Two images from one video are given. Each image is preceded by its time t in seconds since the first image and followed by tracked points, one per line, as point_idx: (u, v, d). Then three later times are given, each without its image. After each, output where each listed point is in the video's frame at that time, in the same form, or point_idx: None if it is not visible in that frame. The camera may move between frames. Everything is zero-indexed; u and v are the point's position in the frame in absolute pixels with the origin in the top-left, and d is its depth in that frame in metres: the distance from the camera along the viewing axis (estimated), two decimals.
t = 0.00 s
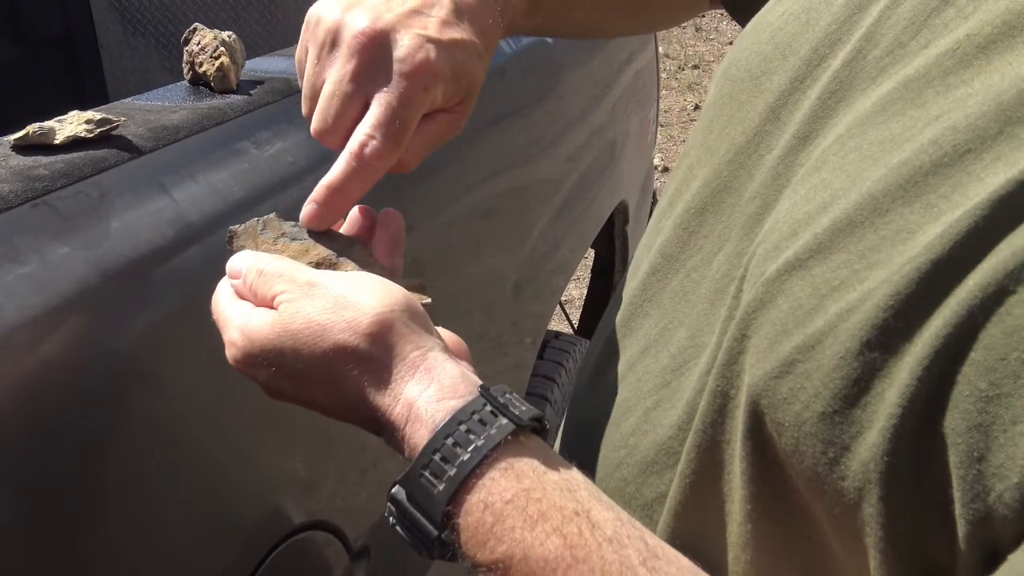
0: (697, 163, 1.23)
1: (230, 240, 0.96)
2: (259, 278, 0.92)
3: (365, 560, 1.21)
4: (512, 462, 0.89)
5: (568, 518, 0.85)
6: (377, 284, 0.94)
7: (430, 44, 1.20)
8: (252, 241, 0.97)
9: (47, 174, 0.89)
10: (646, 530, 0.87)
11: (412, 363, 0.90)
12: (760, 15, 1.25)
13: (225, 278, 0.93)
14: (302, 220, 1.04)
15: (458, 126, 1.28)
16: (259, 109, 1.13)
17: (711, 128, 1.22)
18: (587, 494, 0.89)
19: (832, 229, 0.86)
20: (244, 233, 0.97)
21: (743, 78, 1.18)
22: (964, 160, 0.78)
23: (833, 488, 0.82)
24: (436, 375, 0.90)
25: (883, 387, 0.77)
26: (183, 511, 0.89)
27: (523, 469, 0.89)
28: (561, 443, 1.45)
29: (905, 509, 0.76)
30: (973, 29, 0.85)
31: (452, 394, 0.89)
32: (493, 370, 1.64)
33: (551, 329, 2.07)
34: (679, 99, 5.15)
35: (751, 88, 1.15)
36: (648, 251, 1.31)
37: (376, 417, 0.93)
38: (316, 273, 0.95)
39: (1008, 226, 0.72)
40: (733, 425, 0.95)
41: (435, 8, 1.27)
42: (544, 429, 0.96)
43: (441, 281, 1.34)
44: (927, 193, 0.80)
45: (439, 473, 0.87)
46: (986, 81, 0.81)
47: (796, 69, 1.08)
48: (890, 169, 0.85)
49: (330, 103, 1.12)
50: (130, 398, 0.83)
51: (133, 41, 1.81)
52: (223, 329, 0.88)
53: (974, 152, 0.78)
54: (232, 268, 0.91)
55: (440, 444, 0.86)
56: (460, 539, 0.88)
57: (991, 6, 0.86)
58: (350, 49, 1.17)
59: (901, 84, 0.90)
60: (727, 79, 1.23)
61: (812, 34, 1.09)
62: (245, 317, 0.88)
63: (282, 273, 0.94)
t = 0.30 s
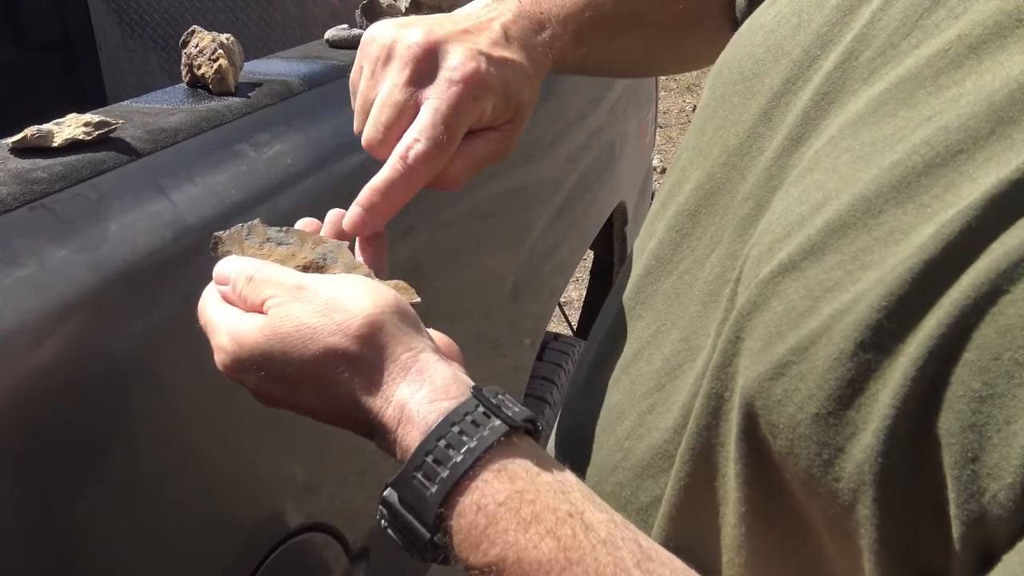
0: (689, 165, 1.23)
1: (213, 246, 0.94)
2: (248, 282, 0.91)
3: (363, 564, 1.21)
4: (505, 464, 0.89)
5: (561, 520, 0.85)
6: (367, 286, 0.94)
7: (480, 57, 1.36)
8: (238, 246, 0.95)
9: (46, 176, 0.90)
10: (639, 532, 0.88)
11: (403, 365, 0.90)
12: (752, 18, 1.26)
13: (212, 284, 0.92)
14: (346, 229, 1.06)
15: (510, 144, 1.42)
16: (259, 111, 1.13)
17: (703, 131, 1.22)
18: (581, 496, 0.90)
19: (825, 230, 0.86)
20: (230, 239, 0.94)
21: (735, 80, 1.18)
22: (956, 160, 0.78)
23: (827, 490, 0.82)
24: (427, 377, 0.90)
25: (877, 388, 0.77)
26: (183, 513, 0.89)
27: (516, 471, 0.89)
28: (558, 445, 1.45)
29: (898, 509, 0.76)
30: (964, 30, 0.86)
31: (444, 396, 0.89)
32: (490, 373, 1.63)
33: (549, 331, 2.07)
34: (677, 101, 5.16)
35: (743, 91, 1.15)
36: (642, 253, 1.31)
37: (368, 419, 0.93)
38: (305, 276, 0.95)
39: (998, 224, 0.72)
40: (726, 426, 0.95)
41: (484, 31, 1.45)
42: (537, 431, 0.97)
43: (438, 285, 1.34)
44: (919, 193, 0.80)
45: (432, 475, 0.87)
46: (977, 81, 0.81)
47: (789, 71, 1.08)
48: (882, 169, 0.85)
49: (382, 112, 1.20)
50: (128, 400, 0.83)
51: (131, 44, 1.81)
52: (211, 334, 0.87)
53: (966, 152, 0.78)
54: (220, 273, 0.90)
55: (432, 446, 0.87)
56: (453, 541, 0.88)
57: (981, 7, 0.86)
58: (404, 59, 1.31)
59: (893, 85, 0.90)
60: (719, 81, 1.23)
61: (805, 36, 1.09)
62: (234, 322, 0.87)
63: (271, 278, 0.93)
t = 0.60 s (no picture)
0: (694, 163, 1.23)
1: (222, 243, 0.95)
2: (256, 275, 0.92)
3: (362, 564, 1.20)
4: (500, 454, 0.89)
5: (556, 511, 0.85)
6: (366, 279, 0.95)
7: (451, 72, 1.31)
8: (245, 243, 0.96)
9: (43, 177, 0.89)
10: (632, 523, 0.89)
11: (402, 356, 0.90)
12: (757, 19, 1.26)
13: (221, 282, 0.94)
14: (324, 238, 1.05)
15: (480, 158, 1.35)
16: (257, 111, 1.13)
17: (708, 130, 1.22)
18: (575, 488, 0.90)
19: (821, 224, 0.86)
20: (238, 236, 0.96)
21: (739, 80, 1.18)
22: (950, 154, 0.78)
23: (819, 482, 0.82)
24: (425, 367, 0.91)
25: (868, 379, 0.77)
26: (182, 512, 0.89)
27: (512, 461, 0.89)
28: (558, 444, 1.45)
29: (890, 501, 0.76)
30: (962, 27, 0.86)
31: (442, 387, 0.90)
32: (490, 373, 1.63)
33: (549, 331, 2.07)
34: (677, 102, 5.17)
35: (747, 90, 1.15)
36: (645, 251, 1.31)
37: (367, 412, 0.93)
38: (309, 270, 0.96)
39: (988, 215, 0.72)
40: (721, 420, 0.95)
41: (457, 42, 1.41)
42: (534, 424, 0.97)
43: (437, 284, 1.33)
44: (913, 187, 0.80)
45: (428, 464, 0.87)
46: (972, 77, 0.81)
47: (790, 71, 1.08)
48: (879, 163, 0.84)
49: (351, 124, 1.14)
50: (127, 398, 0.83)
51: (130, 45, 1.80)
52: (216, 326, 0.87)
53: (960, 146, 0.78)
54: (225, 269, 0.92)
55: (429, 435, 0.86)
56: (447, 529, 0.88)
57: (979, 5, 0.86)
58: (374, 71, 1.26)
59: (892, 82, 0.90)
60: (724, 80, 1.22)
61: (807, 36, 1.10)
62: (237, 316, 0.87)
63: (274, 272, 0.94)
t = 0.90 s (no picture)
0: (694, 167, 1.23)
1: (217, 246, 0.95)
2: (253, 277, 0.92)
3: (362, 566, 1.21)
4: (498, 455, 0.89)
5: (554, 511, 0.86)
6: (364, 280, 0.95)
7: (474, 87, 1.34)
8: (241, 246, 0.96)
9: (42, 180, 0.90)
10: (629, 523, 0.89)
11: (398, 356, 0.91)
12: (759, 23, 1.26)
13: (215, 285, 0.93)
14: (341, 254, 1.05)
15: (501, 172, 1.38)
16: (256, 114, 1.13)
17: (708, 134, 1.22)
18: (573, 488, 0.90)
19: (822, 226, 0.86)
20: (233, 238, 0.96)
21: (741, 84, 1.18)
22: (949, 157, 0.79)
23: (819, 482, 0.82)
24: (422, 368, 0.91)
25: (868, 379, 0.77)
26: (182, 512, 0.90)
27: (509, 461, 0.89)
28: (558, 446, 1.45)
29: (890, 501, 0.76)
30: (961, 32, 0.86)
31: (439, 387, 0.90)
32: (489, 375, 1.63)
33: (548, 333, 2.08)
34: (676, 104, 5.18)
35: (749, 93, 1.15)
36: (647, 253, 1.31)
37: (365, 412, 0.93)
38: (304, 271, 0.96)
39: (987, 217, 0.72)
40: (721, 421, 0.95)
41: (480, 58, 1.43)
42: (532, 425, 0.97)
43: (436, 286, 1.34)
44: (913, 189, 0.81)
45: (426, 464, 0.87)
46: (971, 82, 0.82)
47: (791, 74, 1.09)
48: (878, 166, 0.85)
49: (374, 138, 1.17)
50: (127, 399, 0.83)
51: (129, 46, 1.80)
52: (212, 329, 0.87)
53: (959, 149, 0.78)
54: (222, 271, 0.91)
55: (426, 435, 0.86)
56: (446, 530, 0.88)
57: (977, 11, 0.87)
58: (398, 87, 1.28)
59: (891, 86, 0.91)
60: (725, 85, 1.22)
61: (808, 40, 1.10)
62: (234, 317, 0.87)
63: (271, 273, 0.95)
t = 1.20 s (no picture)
0: (694, 168, 1.23)
1: (219, 251, 0.95)
2: (258, 279, 0.92)
3: (361, 568, 1.21)
4: (502, 452, 0.89)
5: (557, 508, 0.85)
6: (367, 280, 0.95)
7: (506, 101, 1.31)
8: (243, 250, 0.96)
9: (41, 183, 0.90)
10: (633, 522, 0.89)
11: (403, 354, 0.90)
12: (760, 24, 1.26)
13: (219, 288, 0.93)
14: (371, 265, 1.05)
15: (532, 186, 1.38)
16: (254, 116, 1.13)
17: (709, 134, 1.22)
18: (577, 486, 0.90)
19: (822, 225, 0.87)
20: (235, 243, 0.96)
21: (740, 85, 1.18)
22: (950, 155, 0.79)
23: (820, 480, 0.82)
24: (426, 366, 0.90)
25: (869, 377, 0.77)
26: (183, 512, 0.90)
27: (513, 459, 0.89)
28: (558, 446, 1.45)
29: (891, 499, 0.76)
30: (960, 31, 0.87)
31: (444, 384, 0.90)
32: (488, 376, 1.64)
33: (547, 335, 2.08)
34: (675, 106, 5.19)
35: (750, 93, 1.16)
36: (647, 253, 1.31)
37: (367, 411, 0.93)
38: (308, 272, 0.95)
39: (990, 215, 0.72)
40: (722, 420, 0.95)
41: (507, 74, 1.40)
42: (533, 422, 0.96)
43: (435, 286, 1.34)
44: (914, 188, 0.81)
45: (429, 462, 0.87)
46: (971, 80, 0.82)
47: (792, 74, 1.09)
48: (879, 165, 0.85)
49: (408, 156, 1.17)
50: (127, 400, 0.84)
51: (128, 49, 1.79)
52: (217, 333, 0.88)
53: (960, 147, 0.78)
54: (226, 275, 0.91)
55: (430, 433, 0.87)
56: (449, 527, 0.89)
57: (977, 10, 0.87)
58: (430, 105, 1.25)
59: (891, 84, 0.91)
60: (726, 87, 1.22)
61: (808, 40, 1.10)
62: (239, 320, 0.88)
63: (274, 276, 0.93)
